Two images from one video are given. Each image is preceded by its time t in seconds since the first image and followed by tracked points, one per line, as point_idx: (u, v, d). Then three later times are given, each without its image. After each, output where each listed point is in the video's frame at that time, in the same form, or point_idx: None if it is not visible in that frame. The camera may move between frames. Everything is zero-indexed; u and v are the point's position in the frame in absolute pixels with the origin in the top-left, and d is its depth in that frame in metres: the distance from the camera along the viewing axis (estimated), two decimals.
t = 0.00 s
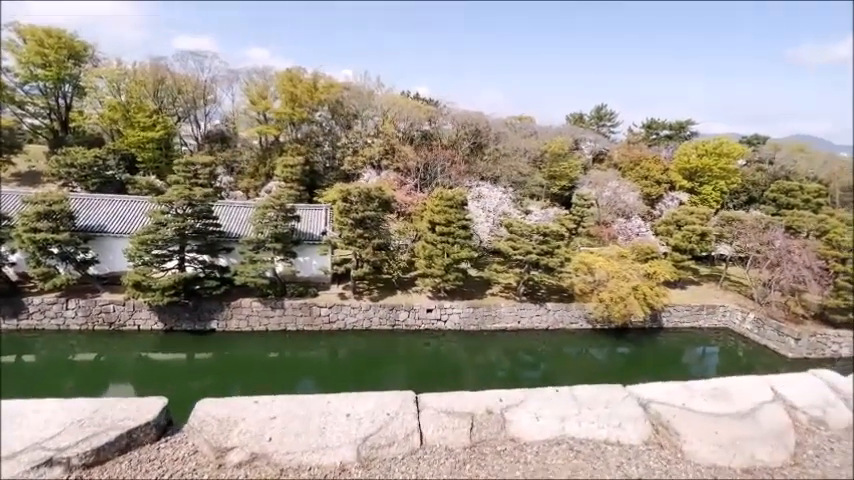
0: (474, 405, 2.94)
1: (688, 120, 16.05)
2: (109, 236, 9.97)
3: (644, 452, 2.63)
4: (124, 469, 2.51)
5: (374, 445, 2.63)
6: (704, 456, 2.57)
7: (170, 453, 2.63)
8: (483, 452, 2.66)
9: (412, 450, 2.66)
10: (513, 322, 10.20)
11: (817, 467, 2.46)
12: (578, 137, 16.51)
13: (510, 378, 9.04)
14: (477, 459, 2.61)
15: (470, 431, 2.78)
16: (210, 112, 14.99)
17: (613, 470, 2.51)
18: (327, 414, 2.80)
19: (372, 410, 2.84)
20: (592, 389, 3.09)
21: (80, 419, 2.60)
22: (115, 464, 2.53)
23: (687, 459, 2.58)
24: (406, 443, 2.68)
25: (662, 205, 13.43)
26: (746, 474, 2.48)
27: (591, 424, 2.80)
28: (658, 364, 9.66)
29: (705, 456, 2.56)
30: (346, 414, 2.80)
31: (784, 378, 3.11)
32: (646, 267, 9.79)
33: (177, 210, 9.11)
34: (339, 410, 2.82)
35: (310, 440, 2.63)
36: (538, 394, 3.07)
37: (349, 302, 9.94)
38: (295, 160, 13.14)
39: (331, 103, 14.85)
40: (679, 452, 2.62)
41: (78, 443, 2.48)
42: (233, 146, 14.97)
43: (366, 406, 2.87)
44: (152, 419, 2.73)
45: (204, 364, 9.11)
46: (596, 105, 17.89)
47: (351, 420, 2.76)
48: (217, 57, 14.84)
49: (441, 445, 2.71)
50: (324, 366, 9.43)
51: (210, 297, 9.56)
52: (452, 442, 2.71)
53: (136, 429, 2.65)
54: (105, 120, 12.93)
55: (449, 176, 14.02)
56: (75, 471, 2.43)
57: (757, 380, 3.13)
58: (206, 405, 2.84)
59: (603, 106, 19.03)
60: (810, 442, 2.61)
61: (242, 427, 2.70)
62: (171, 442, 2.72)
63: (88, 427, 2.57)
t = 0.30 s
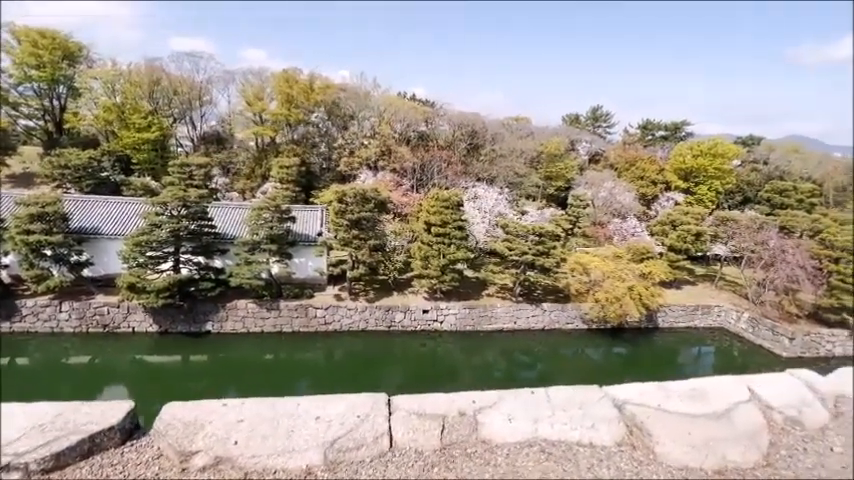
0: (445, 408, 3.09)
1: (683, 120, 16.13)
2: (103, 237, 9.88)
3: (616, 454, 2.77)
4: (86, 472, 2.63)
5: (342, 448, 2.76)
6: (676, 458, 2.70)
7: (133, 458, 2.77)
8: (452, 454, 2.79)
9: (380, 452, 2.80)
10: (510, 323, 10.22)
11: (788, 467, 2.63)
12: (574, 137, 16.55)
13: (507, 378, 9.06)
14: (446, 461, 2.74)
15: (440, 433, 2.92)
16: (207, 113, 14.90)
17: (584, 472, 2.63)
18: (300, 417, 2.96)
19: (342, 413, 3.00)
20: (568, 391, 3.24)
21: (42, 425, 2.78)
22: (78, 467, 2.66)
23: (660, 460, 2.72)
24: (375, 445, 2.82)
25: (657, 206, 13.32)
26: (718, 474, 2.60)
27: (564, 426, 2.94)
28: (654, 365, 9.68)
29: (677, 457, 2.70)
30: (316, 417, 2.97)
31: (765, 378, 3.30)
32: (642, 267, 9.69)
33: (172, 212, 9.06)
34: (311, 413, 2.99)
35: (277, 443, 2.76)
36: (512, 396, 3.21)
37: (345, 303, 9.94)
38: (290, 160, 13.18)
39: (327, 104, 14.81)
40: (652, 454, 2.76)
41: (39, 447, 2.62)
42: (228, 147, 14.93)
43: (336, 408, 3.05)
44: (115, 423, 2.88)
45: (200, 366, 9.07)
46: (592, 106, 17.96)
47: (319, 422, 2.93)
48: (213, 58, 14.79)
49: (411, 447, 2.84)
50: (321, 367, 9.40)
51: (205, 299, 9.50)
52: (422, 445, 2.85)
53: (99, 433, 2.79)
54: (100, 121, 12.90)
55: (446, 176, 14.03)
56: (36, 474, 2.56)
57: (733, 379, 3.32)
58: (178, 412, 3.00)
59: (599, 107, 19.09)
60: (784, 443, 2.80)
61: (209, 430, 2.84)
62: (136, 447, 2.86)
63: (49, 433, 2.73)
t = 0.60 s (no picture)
0: (411, 405, 2.95)
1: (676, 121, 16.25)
2: (94, 238, 9.79)
3: (578, 450, 2.66)
4: (38, 472, 2.45)
5: (301, 446, 2.60)
6: (638, 453, 2.59)
7: (90, 458, 2.59)
8: (414, 452, 2.67)
9: (343, 451, 2.65)
10: (503, 323, 10.26)
11: (747, 462, 2.56)
12: (568, 138, 16.63)
13: (501, 378, 9.05)
14: (408, 459, 2.62)
15: (403, 431, 2.79)
16: (200, 113, 14.83)
17: (545, 469, 2.51)
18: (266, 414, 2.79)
19: (305, 411, 2.84)
20: (537, 387, 3.14)
21: None
22: (30, 467, 2.48)
23: (624, 455, 2.61)
24: (338, 443, 2.67)
25: (651, 206, 13.39)
26: (678, 469, 2.51)
27: (529, 422, 2.83)
28: (649, 364, 9.64)
29: (639, 452, 2.59)
30: (279, 414, 2.80)
31: (732, 375, 3.24)
32: (635, 267, 9.82)
33: (164, 213, 9.01)
34: (275, 411, 2.82)
35: (237, 440, 2.59)
36: (479, 393, 3.10)
37: (339, 303, 9.92)
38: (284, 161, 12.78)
39: (321, 104, 14.77)
40: (614, 450, 2.64)
41: None
42: (222, 148, 14.85)
43: (302, 406, 2.89)
44: (74, 423, 2.71)
45: (191, 367, 8.98)
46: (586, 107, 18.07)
47: (281, 420, 2.76)
48: (206, 58, 14.69)
49: (373, 444, 2.71)
50: (315, 368, 9.31)
51: (197, 300, 9.45)
52: (385, 442, 2.72)
53: (57, 432, 2.62)
54: (92, 121, 12.78)
55: (440, 177, 14.04)
56: None
57: (704, 375, 3.25)
58: (140, 408, 2.83)
59: (593, 108, 19.21)
60: (745, 438, 2.72)
61: (169, 427, 2.67)
62: (95, 446, 2.69)
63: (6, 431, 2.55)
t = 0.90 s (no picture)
0: (375, 403, 2.87)
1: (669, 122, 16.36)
2: (83, 238, 9.67)
3: (541, 446, 2.56)
4: None
5: (262, 444, 2.51)
6: (600, 449, 2.51)
7: (45, 457, 2.49)
8: (375, 449, 2.55)
9: (304, 448, 2.54)
10: (497, 323, 10.28)
11: (708, 457, 2.50)
12: (562, 139, 16.70)
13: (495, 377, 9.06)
14: (368, 456, 2.51)
15: (365, 428, 2.68)
16: (192, 112, 14.69)
17: (505, 465, 2.43)
18: (225, 413, 2.68)
19: (268, 409, 2.73)
20: (505, 384, 3.06)
21: None
22: None
23: (585, 453, 2.51)
24: (298, 440, 2.57)
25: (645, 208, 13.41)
26: (639, 465, 2.44)
27: (495, 419, 2.75)
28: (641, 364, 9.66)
29: (600, 448, 2.51)
30: (242, 412, 2.69)
31: (700, 372, 3.19)
32: (627, 267, 9.87)
33: (155, 213, 8.93)
34: (237, 409, 2.71)
35: (196, 439, 2.50)
36: (447, 390, 3.01)
37: (332, 304, 9.89)
38: (277, 161, 12.96)
39: (315, 104, 14.74)
40: (577, 446, 2.55)
41: None
42: (215, 148, 14.79)
43: (265, 404, 2.77)
44: (30, 421, 2.60)
45: (183, 369, 8.90)
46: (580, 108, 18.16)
47: (243, 417, 2.65)
48: (198, 58, 14.57)
49: (335, 442, 2.60)
50: (309, 368, 9.26)
51: (189, 301, 9.40)
52: (347, 439, 2.61)
53: (11, 432, 2.52)
54: (83, 120, 12.66)
55: (434, 177, 14.06)
56: None
57: (672, 371, 3.20)
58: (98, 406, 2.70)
59: (587, 109, 19.29)
60: (708, 433, 2.68)
61: (127, 426, 2.56)
62: (52, 445, 2.58)
63: None
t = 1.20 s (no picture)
0: (341, 401, 2.75)
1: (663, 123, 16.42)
2: (74, 236, 9.58)
3: (507, 444, 2.50)
4: None
5: (220, 443, 2.42)
6: (565, 447, 2.44)
7: None
8: (338, 447, 2.47)
9: (263, 447, 2.44)
10: (490, 323, 10.30)
11: (674, 456, 2.43)
12: (558, 139, 16.73)
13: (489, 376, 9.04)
14: (329, 455, 2.42)
15: (329, 427, 2.58)
16: (187, 111, 14.69)
17: (468, 463, 2.37)
18: (186, 411, 2.57)
19: (230, 407, 2.61)
20: (476, 382, 2.96)
21: None
22: None
23: (549, 452, 2.43)
24: (258, 440, 2.47)
25: (639, 207, 13.59)
26: (603, 463, 2.37)
27: (460, 417, 2.67)
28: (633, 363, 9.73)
29: (565, 447, 2.44)
30: (201, 410, 2.58)
31: (673, 370, 3.07)
32: (620, 267, 9.87)
33: (146, 211, 8.85)
34: (196, 407, 2.60)
35: (152, 437, 2.41)
36: (416, 386, 2.90)
37: (325, 303, 9.86)
38: (271, 160, 12.80)
39: (311, 103, 14.68)
40: (542, 444, 2.49)
41: None
42: (209, 146, 14.67)
43: (228, 403, 2.65)
44: None
45: (175, 368, 8.84)
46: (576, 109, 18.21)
47: (203, 416, 2.55)
48: (192, 55, 14.46)
49: (296, 441, 2.50)
50: (302, 368, 9.22)
51: (181, 299, 9.36)
52: (309, 438, 2.52)
53: None
54: (75, 117, 12.47)
55: (430, 177, 14.06)
56: None
57: (644, 369, 3.06)
58: (53, 404, 2.58)
59: (583, 109, 19.35)
60: (676, 432, 2.59)
61: (81, 425, 2.45)
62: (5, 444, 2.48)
63: None
